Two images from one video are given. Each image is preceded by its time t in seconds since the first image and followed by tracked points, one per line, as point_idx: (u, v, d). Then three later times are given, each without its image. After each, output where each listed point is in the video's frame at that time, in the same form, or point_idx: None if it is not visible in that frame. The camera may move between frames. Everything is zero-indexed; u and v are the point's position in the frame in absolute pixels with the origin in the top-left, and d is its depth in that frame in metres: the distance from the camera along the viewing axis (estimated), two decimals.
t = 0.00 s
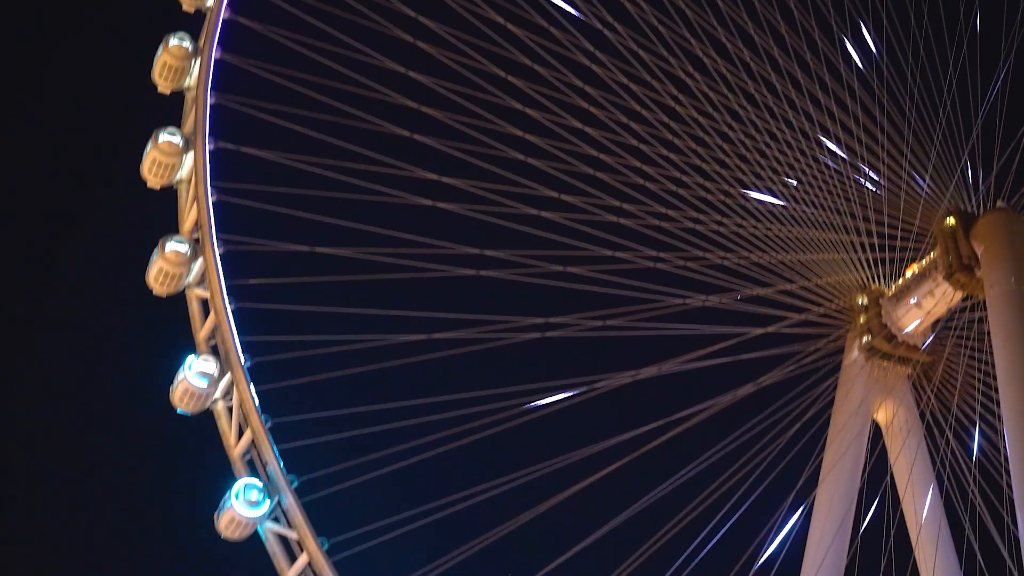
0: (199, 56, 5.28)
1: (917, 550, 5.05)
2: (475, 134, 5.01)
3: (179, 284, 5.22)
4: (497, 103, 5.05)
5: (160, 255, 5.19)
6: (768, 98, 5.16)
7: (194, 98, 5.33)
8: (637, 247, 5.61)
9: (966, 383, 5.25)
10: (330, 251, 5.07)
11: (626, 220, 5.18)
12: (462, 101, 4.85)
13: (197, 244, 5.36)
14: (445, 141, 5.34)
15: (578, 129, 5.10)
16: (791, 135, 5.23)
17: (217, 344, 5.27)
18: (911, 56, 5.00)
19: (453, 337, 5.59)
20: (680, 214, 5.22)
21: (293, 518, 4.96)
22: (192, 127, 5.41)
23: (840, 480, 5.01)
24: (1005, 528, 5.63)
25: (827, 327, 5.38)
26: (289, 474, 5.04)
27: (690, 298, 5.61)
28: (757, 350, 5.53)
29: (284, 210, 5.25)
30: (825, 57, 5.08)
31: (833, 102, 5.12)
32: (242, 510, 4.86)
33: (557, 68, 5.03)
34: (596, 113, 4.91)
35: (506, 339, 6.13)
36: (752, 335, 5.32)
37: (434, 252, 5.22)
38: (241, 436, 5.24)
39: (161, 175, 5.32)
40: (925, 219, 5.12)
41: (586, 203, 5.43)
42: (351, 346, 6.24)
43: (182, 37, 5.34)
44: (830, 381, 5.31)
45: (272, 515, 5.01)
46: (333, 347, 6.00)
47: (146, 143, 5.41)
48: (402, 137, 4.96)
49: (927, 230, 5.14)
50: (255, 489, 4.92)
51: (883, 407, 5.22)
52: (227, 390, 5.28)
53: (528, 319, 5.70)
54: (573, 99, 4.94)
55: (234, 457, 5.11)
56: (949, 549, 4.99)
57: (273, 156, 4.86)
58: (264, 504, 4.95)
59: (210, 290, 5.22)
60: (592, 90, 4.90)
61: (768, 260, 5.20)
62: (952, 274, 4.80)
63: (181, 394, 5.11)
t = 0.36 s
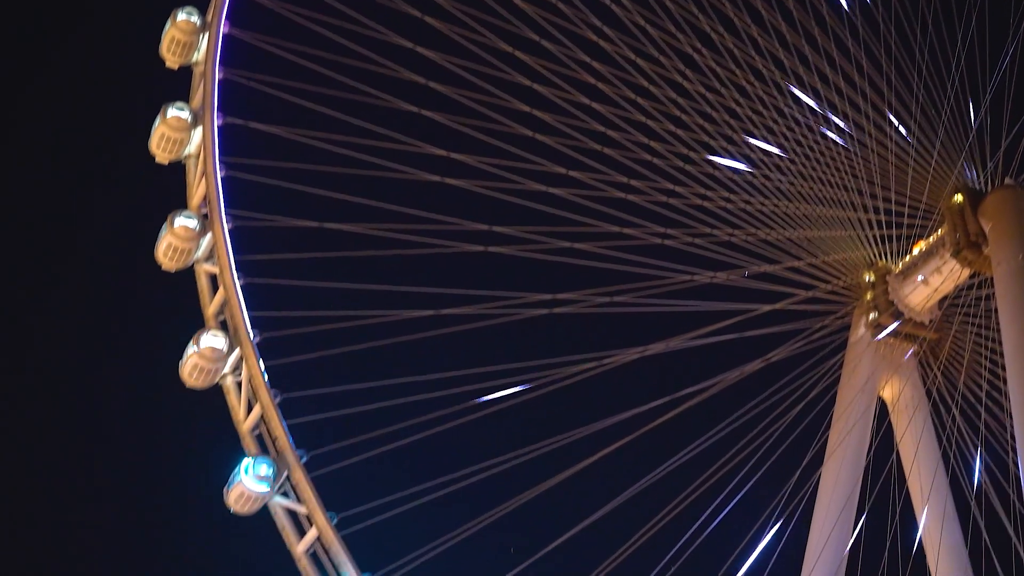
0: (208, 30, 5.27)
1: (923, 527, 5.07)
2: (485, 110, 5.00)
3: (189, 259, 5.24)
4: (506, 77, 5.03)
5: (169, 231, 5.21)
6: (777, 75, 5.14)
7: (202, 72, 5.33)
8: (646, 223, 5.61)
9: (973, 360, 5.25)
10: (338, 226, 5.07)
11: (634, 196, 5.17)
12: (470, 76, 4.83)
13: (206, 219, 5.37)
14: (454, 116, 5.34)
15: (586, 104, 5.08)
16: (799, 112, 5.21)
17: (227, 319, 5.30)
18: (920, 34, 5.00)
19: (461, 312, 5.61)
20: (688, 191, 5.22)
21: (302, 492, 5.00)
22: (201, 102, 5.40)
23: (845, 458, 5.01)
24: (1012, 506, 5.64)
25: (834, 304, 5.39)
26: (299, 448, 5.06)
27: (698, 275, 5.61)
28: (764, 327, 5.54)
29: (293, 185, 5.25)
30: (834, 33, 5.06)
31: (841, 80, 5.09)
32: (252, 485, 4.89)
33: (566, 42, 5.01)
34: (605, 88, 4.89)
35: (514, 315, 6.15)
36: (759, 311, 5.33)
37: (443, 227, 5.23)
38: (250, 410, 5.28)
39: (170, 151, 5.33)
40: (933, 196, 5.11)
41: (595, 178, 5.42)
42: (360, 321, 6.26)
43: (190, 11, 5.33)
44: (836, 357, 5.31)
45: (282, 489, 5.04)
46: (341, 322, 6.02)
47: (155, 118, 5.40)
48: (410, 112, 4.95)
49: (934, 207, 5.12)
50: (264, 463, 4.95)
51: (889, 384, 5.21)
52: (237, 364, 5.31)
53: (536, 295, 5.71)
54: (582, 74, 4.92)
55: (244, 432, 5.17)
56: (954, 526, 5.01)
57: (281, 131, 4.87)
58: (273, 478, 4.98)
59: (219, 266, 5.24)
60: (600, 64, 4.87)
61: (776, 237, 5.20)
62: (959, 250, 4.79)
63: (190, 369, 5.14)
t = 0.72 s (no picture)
0: (210, 12, 5.28)
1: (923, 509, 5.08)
2: (487, 92, 5.00)
3: (191, 242, 5.26)
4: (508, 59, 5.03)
5: (172, 213, 5.24)
6: (780, 57, 5.13)
7: (204, 54, 5.33)
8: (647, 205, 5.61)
9: (974, 343, 5.26)
10: (340, 208, 5.08)
11: (635, 178, 5.17)
12: (473, 59, 4.82)
13: (208, 201, 5.39)
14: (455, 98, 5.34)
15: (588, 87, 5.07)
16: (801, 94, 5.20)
17: (229, 301, 5.31)
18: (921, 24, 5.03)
19: (462, 294, 5.63)
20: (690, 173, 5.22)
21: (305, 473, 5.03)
22: (203, 84, 5.41)
23: (846, 440, 5.02)
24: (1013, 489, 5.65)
25: (836, 286, 5.40)
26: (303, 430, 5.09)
27: (700, 258, 5.62)
28: (765, 309, 5.54)
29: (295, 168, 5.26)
30: (836, 15, 5.06)
31: (843, 61, 5.08)
32: (255, 466, 4.92)
33: (568, 24, 5.00)
34: (607, 70, 4.88)
35: (515, 297, 6.16)
36: (761, 294, 5.33)
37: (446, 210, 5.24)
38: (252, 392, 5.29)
39: (172, 133, 5.33)
40: (934, 178, 5.11)
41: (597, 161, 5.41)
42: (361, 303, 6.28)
43: None
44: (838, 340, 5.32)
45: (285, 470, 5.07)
46: (343, 304, 6.04)
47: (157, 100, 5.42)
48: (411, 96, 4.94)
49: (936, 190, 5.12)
50: (268, 445, 4.97)
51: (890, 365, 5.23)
52: (239, 346, 5.33)
53: (538, 278, 5.73)
54: (584, 55, 4.92)
55: (247, 413, 5.18)
56: (955, 509, 5.03)
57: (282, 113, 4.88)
58: (277, 459, 5.00)
59: (222, 248, 5.25)
60: (602, 46, 4.86)
61: (778, 219, 5.19)
62: (961, 234, 4.80)
63: (194, 351, 5.17)
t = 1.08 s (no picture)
0: None
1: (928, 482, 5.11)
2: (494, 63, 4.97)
3: (199, 212, 5.29)
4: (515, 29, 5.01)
5: (179, 183, 5.25)
6: (787, 27, 5.10)
7: (211, 24, 5.34)
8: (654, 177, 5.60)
9: (980, 316, 5.26)
10: (348, 179, 5.09)
11: (642, 149, 5.15)
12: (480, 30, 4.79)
13: (216, 171, 5.40)
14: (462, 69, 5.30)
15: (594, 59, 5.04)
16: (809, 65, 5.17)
17: (237, 271, 5.34)
18: None
19: (470, 266, 5.63)
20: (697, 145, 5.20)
21: (313, 443, 5.07)
22: (210, 54, 5.41)
23: (852, 412, 5.03)
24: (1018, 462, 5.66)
25: (842, 258, 5.40)
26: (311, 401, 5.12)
27: (708, 230, 5.62)
28: (771, 282, 5.55)
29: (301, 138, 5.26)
30: None
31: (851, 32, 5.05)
32: (265, 436, 4.96)
33: None
34: (614, 41, 4.85)
35: (522, 270, 6.16)
36: (768, 265, 5.33)
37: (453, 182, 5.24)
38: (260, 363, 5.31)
39: (180, 103, 5.34)
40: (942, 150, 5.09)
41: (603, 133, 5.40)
42: (369, 275, 6.30)
43: None
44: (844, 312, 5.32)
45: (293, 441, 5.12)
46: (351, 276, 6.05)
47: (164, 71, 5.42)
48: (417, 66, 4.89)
49: (943, 162, 5.11)
50: (276, 415, 5.00)
51: (896, 338, 5.23)
52: (248, 317, 5.35)
53: (546, 251, 5.73)
54: (590, 27, 4.89)
55: (255, 384, 5.21)
56: (960, 481, 5.04)
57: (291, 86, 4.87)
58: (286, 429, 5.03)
59: (229, 219, 5.27)
60: (609, 16, 4.83)
61: (785, 191, 5.18)
62: (968, 205, 4.78)
63: (202, 322, 5.19)
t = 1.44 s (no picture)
0: None
1: (928, 461, 5.13)
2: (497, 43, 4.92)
3: (203, 191, 5.27)
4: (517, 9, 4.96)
5: (182, 162, 5.23)
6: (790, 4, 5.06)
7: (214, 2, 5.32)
8: (657, 157, 5.58)
9: (982, 295, 5.27)
10: (350, 158, 5.08)
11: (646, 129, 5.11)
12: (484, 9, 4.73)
13: (219, 150, 5.39)
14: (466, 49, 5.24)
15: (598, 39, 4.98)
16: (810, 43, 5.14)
17: (240, 250, 5.34)
18: None
19: (474, 245, 5.62)
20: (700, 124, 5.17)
21: (317, 422, 5.09)
22: (213, 32, 5.39)
23: (853, 392, 5.03)
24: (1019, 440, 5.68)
25: (845, 238, 5.40)
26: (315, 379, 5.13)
27: (710, 209, 5.61)
28: (772, 262, 5.55)
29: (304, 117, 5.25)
30: None
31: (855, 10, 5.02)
32: (268, 415, 4.97)
33: None
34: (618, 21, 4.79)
35: (524, 251, 6.16)
36: (770, 245, 5.31)
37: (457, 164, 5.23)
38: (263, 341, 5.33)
39: (183, 81, 5.31)
40: (944, 130, 5.07)
41: (606, 113, 5.35)
42: (375, 253, 6.30)
43: None
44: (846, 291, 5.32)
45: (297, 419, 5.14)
46: (355, 255, 6.05)
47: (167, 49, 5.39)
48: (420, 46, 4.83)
49: (945, 142, 5.09)
50: (280, 394, 5.01)
51: (898, 317, 5.24)
52: (251, 296, 5.36)
53: (549, 230, 5.72)
54: (594, 6, 4.83)
55: (259, 362, 5.22)
56: (961, 461, 5.06)
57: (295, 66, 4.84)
58: (290, 408, 5.05)
59: (233, 198, 5.26)
60: None
61: (787, 170, 5.17)
62: (971, 185, 4.77)
63: (207, 301, 5.17)
